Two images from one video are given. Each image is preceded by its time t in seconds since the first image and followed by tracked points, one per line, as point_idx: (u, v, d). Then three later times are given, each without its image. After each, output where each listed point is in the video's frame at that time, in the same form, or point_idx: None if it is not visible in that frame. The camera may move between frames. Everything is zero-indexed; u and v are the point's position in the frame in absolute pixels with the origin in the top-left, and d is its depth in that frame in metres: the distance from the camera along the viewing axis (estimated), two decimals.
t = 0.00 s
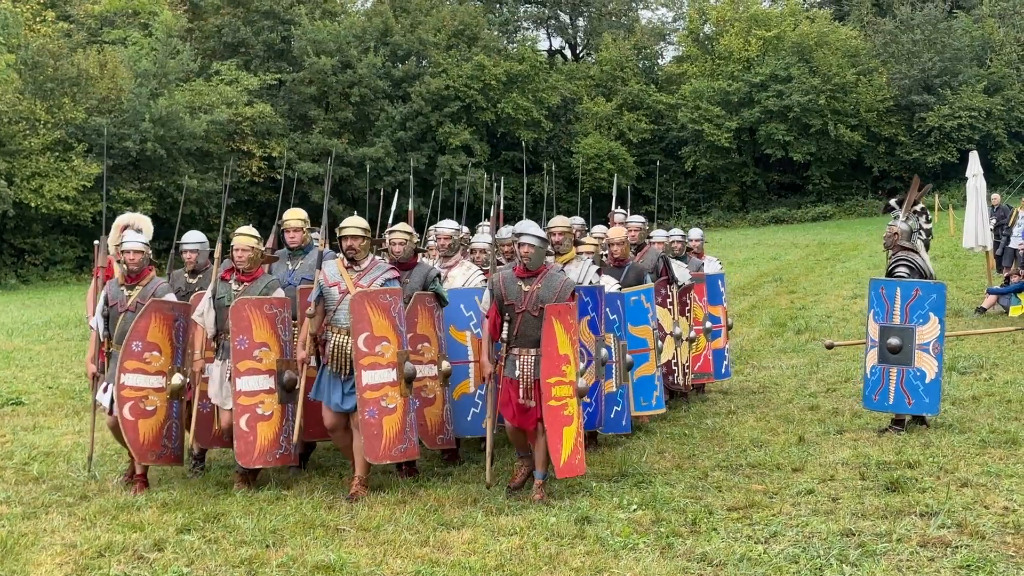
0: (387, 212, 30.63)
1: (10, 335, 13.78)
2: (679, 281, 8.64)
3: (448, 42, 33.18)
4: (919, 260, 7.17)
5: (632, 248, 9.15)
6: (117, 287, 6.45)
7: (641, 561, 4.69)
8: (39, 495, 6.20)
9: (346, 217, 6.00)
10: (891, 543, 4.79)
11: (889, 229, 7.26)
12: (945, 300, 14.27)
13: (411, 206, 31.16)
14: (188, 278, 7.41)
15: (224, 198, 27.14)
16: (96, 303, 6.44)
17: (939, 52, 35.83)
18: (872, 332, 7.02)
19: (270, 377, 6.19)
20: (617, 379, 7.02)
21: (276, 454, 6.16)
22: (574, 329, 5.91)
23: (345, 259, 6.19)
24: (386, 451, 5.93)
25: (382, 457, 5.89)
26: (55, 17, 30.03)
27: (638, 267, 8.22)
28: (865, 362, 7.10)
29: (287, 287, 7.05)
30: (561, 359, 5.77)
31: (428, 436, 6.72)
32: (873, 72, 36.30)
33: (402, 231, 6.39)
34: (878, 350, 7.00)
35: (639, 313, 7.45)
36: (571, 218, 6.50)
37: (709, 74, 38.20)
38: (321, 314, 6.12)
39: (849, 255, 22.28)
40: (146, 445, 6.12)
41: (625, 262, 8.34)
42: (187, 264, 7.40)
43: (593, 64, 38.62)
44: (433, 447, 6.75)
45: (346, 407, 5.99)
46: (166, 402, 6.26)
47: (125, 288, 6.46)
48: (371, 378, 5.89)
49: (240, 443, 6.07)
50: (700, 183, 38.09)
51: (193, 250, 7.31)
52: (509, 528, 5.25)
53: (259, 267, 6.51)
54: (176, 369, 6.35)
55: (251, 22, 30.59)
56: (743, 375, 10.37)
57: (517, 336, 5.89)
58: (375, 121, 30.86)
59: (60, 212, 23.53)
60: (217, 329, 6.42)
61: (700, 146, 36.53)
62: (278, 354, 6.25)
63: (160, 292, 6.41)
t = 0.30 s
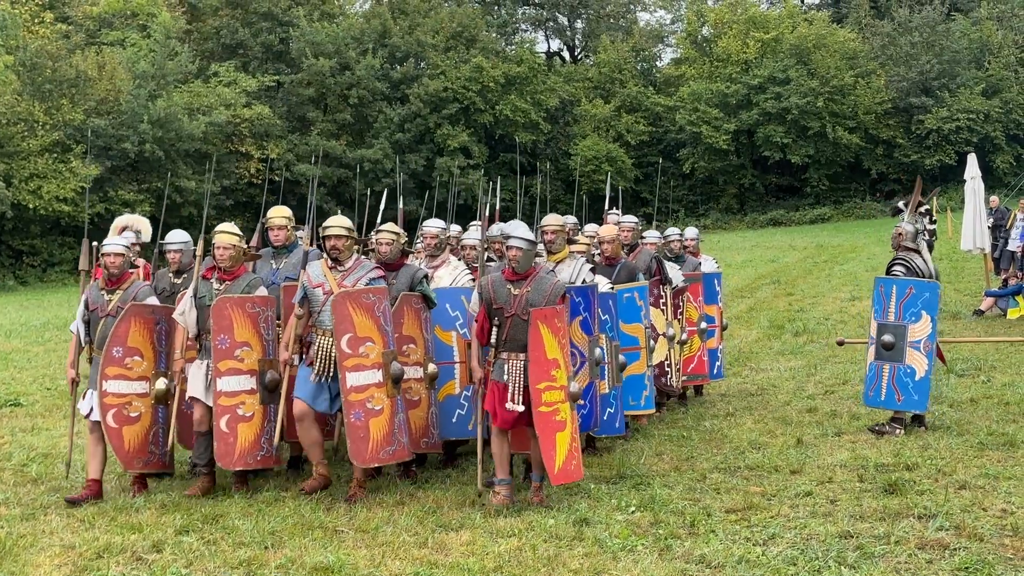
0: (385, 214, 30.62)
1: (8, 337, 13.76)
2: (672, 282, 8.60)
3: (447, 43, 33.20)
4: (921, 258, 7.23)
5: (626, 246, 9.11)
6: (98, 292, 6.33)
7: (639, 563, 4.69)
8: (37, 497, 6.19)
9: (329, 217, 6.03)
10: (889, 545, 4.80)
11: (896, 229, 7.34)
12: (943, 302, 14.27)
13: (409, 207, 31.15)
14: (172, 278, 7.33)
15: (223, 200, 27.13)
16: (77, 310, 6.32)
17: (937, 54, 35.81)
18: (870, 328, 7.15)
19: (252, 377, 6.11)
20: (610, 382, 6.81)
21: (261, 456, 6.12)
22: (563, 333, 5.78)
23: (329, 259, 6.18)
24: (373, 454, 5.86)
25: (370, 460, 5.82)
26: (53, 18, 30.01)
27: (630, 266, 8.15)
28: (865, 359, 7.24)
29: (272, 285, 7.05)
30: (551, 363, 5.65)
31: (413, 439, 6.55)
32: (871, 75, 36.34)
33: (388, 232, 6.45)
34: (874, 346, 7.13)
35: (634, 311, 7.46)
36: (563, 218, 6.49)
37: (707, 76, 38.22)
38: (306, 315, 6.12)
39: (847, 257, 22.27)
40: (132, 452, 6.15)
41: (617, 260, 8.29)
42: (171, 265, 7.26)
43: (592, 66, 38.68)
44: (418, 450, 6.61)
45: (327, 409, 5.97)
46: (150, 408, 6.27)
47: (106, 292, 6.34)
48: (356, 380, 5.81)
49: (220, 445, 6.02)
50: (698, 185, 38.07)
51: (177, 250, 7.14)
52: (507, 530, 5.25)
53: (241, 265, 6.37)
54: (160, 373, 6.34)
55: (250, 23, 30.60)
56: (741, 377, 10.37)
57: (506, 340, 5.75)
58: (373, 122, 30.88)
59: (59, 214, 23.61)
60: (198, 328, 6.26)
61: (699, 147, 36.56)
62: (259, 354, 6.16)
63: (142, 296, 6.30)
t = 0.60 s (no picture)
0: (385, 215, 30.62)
1: (7, 337, 13.74)
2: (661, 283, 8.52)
3: (446, 45, 33.20)
4: (914, 259, 7.24)
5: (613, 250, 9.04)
6: (76, 293, 6.32)
7: (638, 564, 4.69)
8: (35, 498, 6.18)
9: (308, 218, 5.95)
10: (888, 546, 4.81)
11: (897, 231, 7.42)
12: (942, 304, 14.28)
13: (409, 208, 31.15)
14: (152, 280, 7.08)
15: (222, 201, 27.12)
16: (54, 312, 6.28)
17: (936, 56, 35.80)
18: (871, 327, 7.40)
19: (235, 379, 6.09)
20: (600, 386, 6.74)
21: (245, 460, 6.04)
22: (551, 333, 5.76)
23: (307, 261, 6.11)
24: (361, 457, 5.76)
25: (357, 463, 5.73)
26: (53, 19, 30.00)
27: (616, 271, 8.04)
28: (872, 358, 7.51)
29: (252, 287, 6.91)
30: (539, 363, 5.63)
31: (404, 440, 6.52)
32: (870, 76, 36.38)
33: (373, 231, 6.18)
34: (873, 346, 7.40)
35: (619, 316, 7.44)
36: (548, 222, 6.49)
37: (707, 78, 38.26)
38: (284, 317, 6.00)
39: (846, 259, 22.28)
40: (112, 457, 6.07)
41: (603, 263, 8.23)
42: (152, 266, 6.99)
43: (591, 68, 38.74)
44: (409, 452, 6.57)
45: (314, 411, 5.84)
46: (130, 412, 6.19)
47: (84, 292, 6.33)
48: (341, 382, 5.74)
49: (206, 449, 5.93)
50: (697, 186, 38.01)
51: (157, 250, 6.85)
52: (507, 531, 5.26)
53: (221, 267, 6.34)
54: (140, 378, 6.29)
55: (249, 24, 30.61)
56: (741, 379, 10.36)
57: (493, 340, 5.74)
58: (373, 124, 30.91)
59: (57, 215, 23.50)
60: (178, 332, 6.26)
61: (698, 148, 36.59)
62: (242, 356, 6.15)
63: (120, 297, 6.30)
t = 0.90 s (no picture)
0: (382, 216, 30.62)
1: (5, 338, 13.73)
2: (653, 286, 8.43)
3: (443, 45, 33.20)
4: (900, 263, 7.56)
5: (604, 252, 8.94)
6: (59, 297, 6.37)
7: (636, 564, 4.69)
8: (33, 498, 6.19)
9: (299, 220, 5.76)
10: (886, 547, 4.81)
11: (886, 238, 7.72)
12: (940, 305, 14.29)
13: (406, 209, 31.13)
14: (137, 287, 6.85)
15: (219, 201, 27.09)
16: (36, 316, 6.31)
17: (934, 57, 35.79)
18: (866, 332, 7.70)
19: (218, 388, 5.90)
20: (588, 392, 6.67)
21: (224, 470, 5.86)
22: (546, 342, 5.65)
23: (296, 264, 5.92)
24: (341, 467, 5.66)
25: (338, 474, 5.62)
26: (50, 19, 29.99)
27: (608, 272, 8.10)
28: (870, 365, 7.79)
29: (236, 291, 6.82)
30: (533, 373, 5.51)
31: (390, 449, 6.47)
32: (868, 78, 36.41)
33: (360, 232, 6.26)
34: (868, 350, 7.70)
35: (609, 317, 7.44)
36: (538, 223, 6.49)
37: (704, 79, 38.31)
38: (270, 321, 5.81)
39: (843, 260, 22.28)
40: (89, 465, 5.94)
41: (596, 264, 8.21)
42: (136, 272, 6.76)
43: (589, 69, 38.78)
44: (396, 461, 6.51)
45: (295, 416, 5.69)
46: (110, 419, 6.09)
47: (68, 297, 6.38)
48: (324, 390, 5.61)
49: (186, 458, 5.76)
50: (695, 187, 37.97)
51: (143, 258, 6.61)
52: (505, 532, 5.26)
53: (206, 272, 6.25)
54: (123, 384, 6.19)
55: (247, 25, 30.62)
56: (739, 380, 10.37)
57: (485, 347, 5.64)
58: (370, 124, 30.93)
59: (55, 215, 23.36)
60: (161, 336, 6.16)
61: (695, 150, 36.63)
62: (226, 363, 5.98)
63: (103, 302, 6.31)
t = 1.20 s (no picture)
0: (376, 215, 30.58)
1: None
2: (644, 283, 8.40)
3: (438, 44, 33.18)
4: (878, 263, 7.87)
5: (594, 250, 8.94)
6: (35, 293, 6.13)
7: (632, 563, 4.69)
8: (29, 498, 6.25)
9: (284, 214, 5.74)
10: (881, 545, 4.81)
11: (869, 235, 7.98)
12: (934, 304, 14.30)
13: (401, 207, 31.09)
14: (115, 282, 6.91)
15: (214, 199, 27.04)
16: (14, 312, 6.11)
17: (928, 56, 35.80)
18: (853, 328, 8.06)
19: (197, 382, 5.86)
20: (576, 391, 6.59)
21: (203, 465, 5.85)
22: (537, 338, 5.50)
23: (282, 258, 5.91)
24: (323, 466, 5.59)
25: (319, 473, 5.56)
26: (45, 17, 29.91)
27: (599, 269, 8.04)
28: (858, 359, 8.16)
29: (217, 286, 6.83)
30: (522, 370, 5.37)
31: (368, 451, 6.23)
32: (862, 77, 36.42)
33: (345, 227, 6.20)
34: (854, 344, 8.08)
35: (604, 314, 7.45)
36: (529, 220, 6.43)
37: (699, 78, 38.35)
38: (258, 317, 5.82)
39: (838, 259, 22.28)
40: (66, 463, 5.94)
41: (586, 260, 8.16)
42: (114, 268, 6.82)
43: (583, 67, 38.81)
44: (374, 461, 6.30)
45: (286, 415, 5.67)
46: (88, 416, 6.09)
47: (45, 293, 6.14)
48: (306, 387, 5.56)
49: (161, 454, 5.73)
50: (689, 186, 37.91)
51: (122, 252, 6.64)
52: (501, 530, 5.26)
53: (185, 264, 6.14)
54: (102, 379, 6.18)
55: (241, 23, 30.58)
56: (735, 378, 10.37)
57: (475, 343, 5.50)
58: (365, 123, 30.92)
59: (49, 214, 23.21)
60: (139, 329, 6.06)
61: (690, 149, 36.70)
62: (205, 358, 5.91)
63: (83, 298, 6.12)
